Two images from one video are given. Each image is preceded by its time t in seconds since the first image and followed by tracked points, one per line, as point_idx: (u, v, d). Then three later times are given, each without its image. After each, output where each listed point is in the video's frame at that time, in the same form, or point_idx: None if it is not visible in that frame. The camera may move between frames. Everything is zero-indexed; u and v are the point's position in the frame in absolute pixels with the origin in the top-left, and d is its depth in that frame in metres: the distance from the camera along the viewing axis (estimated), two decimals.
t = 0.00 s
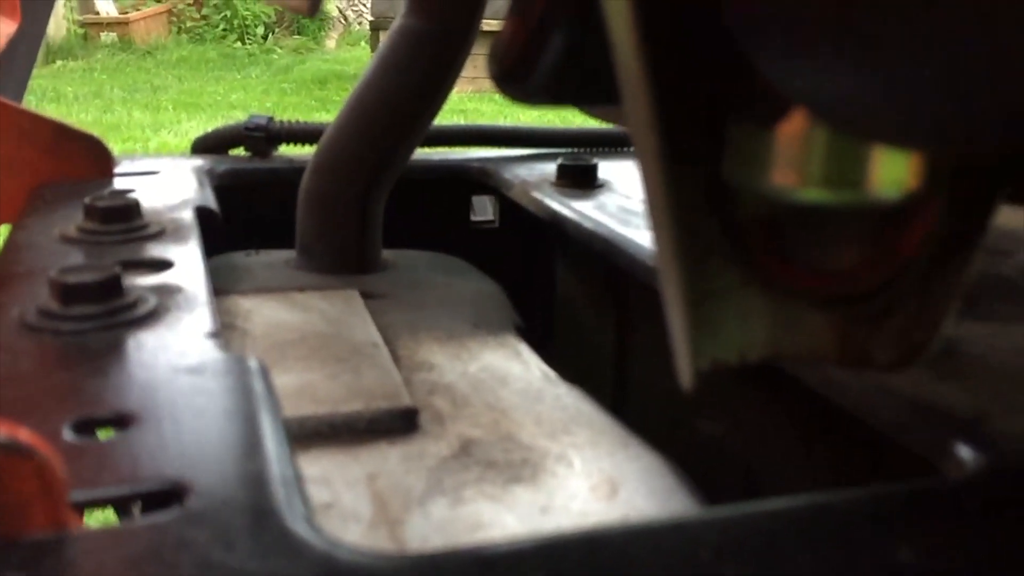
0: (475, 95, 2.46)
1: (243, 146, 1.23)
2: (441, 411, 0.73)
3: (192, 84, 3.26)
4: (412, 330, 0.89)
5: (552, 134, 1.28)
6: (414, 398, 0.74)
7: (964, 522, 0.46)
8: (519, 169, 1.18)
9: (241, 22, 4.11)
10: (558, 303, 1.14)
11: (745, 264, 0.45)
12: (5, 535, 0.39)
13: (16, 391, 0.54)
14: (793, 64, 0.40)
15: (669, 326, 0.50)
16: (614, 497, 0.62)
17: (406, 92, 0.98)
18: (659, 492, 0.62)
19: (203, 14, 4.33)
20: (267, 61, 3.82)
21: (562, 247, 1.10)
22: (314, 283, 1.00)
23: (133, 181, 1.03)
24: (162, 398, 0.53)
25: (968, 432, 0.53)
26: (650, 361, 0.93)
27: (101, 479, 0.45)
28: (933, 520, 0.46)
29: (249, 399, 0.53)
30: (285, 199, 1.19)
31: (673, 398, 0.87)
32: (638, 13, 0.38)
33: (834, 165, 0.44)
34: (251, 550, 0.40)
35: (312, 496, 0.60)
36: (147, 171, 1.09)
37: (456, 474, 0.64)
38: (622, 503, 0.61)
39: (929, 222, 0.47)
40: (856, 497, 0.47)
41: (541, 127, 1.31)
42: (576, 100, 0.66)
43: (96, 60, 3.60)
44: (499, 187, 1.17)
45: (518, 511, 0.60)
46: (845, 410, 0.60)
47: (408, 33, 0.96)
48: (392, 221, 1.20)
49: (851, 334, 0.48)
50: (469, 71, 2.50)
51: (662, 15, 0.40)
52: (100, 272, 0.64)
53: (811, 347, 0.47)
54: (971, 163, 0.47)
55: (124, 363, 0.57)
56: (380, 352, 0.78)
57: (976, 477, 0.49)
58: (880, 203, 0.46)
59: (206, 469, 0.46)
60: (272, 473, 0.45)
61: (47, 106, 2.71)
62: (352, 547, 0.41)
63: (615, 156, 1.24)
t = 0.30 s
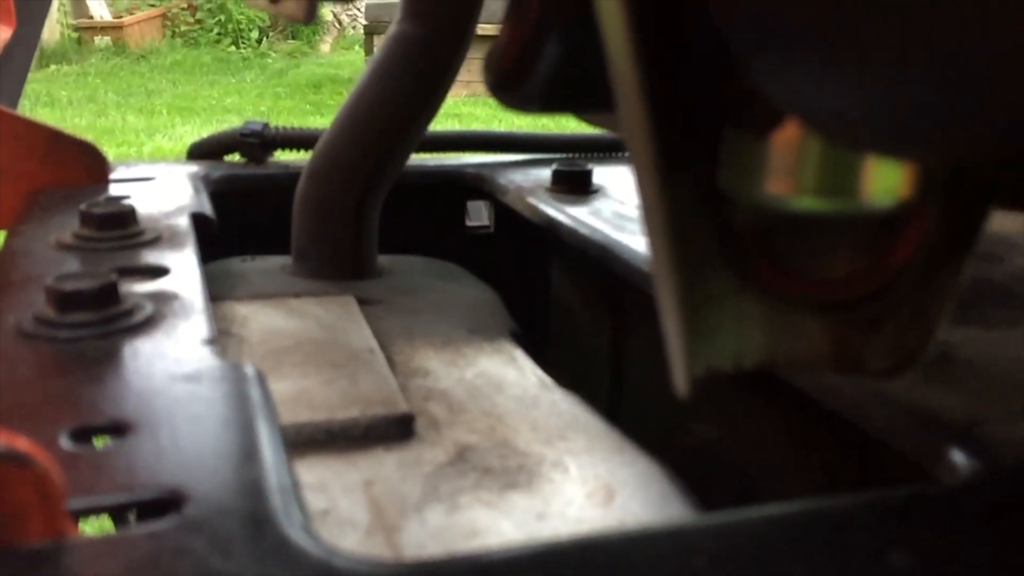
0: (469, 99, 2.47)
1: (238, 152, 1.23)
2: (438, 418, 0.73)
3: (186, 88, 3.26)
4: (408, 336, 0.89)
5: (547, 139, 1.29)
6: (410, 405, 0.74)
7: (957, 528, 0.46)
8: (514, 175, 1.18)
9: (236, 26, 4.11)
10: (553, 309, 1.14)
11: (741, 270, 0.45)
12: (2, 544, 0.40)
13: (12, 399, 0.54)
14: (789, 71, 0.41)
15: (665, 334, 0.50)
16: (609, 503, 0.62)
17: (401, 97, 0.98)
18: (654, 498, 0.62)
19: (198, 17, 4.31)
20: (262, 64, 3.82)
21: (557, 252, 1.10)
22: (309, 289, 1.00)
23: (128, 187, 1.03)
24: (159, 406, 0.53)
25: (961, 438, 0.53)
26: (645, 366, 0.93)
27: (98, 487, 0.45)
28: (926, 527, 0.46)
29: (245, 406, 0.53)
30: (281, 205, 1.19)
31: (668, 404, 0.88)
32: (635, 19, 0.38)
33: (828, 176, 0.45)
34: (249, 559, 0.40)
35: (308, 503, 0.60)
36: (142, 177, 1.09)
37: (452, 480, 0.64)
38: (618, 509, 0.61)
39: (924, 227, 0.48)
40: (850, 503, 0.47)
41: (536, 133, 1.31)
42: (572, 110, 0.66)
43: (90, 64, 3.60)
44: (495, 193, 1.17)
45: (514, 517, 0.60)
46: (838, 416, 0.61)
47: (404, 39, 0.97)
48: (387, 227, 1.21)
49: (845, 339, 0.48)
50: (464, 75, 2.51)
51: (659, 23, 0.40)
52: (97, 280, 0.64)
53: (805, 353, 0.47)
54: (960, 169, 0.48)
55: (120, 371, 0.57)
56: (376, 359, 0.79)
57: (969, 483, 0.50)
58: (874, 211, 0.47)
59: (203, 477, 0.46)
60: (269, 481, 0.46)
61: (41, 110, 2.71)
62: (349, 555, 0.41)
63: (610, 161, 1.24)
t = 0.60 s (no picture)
0: (466, 104, 2.47)
1: (235, 157, 1.23)
2: (436, 423, 0.73)
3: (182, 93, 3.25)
4: (406, 340, 0.89)
5: (543, 144, 1.29)
6: (409, 410, 0.74)
7: (954, 533, 0.46)
8: (511, 180, 1.19)
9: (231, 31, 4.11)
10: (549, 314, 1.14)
11: (737, 276, 0.45)
12: (3, 549, 0.40)
13: (12, 405, 0.54)
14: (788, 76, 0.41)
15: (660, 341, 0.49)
16: (608, 508, 0.62)
17: (398, 103, 0.98)
18: (653, 503, 0.63)
19: (193, 22, 4.31)
20: (258, 69, 3.82)
21: (554, 257, 1.10)
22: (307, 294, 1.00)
23: (126, 192, 1.03)
24: (159, 411, 0.53)
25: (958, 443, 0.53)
26: (642, 371, 0.93)
27: (98, 493, 0.45)
28: (925, 533, 0.46)
29: (245, 411, 0.53)
30: (278, 211, 1.19)
31: (666, 408, 0.88)
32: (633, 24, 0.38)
33: (826, 182, 0.46)
34: (249, 565, 0.40)
35: (308, 509, 0.60)
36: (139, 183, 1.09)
37: (451, 485, 0.64)
38: (617, 514, 0.61)
39: (923, 236, 0.48)
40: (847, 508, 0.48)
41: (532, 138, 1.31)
42: (571, 116, 0.66)
43: (86, 68, 3.59)
44: (492, 198, 1.18)
45: (513, 522, 0.60)
46: (836, 421, 0.61)
47: (402, 45, 0.97)
48: (384, 232, 1.21)
49: (844, 345, 0.47)
50: (460, 80, 2.51)
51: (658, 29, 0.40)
52: (96, 285, 0.64)
53: (802, 360, 0.47)
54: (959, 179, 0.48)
55: (119, 376, 0.57)
56: (374, 363, 0.79)
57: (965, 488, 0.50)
58: (873, 218, 0.48)
59: (202, 483, 0.46)
60: (268, 487, 0.46)
61: (36, 115, 2.70)
62: (349, 561, 0.41)
63: (607, 167, 1.24)
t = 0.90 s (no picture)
0: (462, 108, 2.47)
1: (232, 162, 1.23)
2: (436, 429, 0.73)
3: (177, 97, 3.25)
4: (404, 346, 0.89)
5: (541, 149, 1.29)
6: (408, 416, 0.74)
7: (958, 539, 0.46)
8: (509, 185, 1.19)
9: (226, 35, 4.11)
10: (547, 319, 1.14)
11: (740, 282, 0.45)
12: (5, 558, 0.39)
13: (11, 412, 0.54)
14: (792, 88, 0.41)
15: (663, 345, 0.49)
16: (609, 514, 0.62)
17: (396, 108, 0.97)
18: (654, 509, 0.62)
19: (187, 26, 4.28)
20: (253, 73, 3.82)
21: (551, 262, 1.10)
22: (305, 299, 1.00)
23: (123, 197, 1.03)
24: (159, 418, 0.53)
25: (959, 448, 0.54)
26: (641, 376, 0.93)
27: (99, 501, 0.45)
28: (928, 540, 0.46)
29: (246, 418, 0.53)
30: (276, 215, 1.19)
31: (665, 413, 0.88)
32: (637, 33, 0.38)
33: (829, 190, 0.46)
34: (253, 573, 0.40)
35: (309, 515, 0.60)
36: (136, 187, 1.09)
37: (451, 492, 0.64)
38: (618, 520, 0.61)
39: (923, 244, 0.48)
40: (850, 514, 0.48)
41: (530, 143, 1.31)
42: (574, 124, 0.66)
43: (81, 72, 3.58)
44: (490, 203, 1.18)
45: (514, 528, 0.60)
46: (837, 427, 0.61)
47: (400, 51, 0.96)
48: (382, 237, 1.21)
49: (845, 349, 0.48)
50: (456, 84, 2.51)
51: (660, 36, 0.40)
52: (95, 290, 0.64)
53: (805, 364, 0.47)
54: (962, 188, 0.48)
55: (119, 382, 0.57)
56: (374, 369, 0.78)
57: (968, 494, 0.50)
58: (876, 224, 0.48)
59: (204, 490, 0.46)
60: (270, 493, 0.46)
61: (31, 119, 2.69)
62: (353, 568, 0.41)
63: (605, 171, 1.24)
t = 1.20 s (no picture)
0: (456, 115, 2.47)
1: (228, 170, 1.23)
2: (433, 439, 0.73)
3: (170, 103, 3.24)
4: (401, 355, 0.89)
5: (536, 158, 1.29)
6: (405, 426, 0.74)
7: (958, 550, 0.46)
8: (504, 193, 1.19)
9: (220, 41, 4.10)
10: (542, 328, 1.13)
11: (738, 293, 0.44)
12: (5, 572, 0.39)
13: (8, 424, 0.53)
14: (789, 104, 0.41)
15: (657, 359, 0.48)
16: (607, 524, 0.62)
17: (393, 116, 0.97)
18: (652, 520, 0.62)
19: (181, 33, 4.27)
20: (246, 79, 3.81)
21: (547, 271, 1.10)
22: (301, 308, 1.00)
23: (118, 206, 1.02)
24: (157, 430, 0.53)
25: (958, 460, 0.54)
26: (637, 386, 0.93)
27: (98, 514, 0.45)
28: (927, 550, 0.46)
29: (243, 430, 0.53)
30: (271, 224, 1.19)
31: (661, 423, 0.88)
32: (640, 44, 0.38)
33: (829, 200, 0.44)
34: None
35: (306, 526, 0.60)
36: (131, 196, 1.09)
37: (449, 502, 0.64)
38: (616, 531, 0.61)
39: (923, 254, 0.47)
40: (849, 526, 0.48)
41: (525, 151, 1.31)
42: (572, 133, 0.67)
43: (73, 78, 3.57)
44: (486, 212, 1.18)
45: (512, 539, 0.60)
46: (835, 437, 0.61)
47: (397, 59, 0.96)
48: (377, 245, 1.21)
49: (844, 363, 0.46)
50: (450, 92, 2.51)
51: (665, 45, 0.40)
52: (92, 301, 0.64)
53: (803, 378, 0.46)
54: (960, 197, 0.48)
55: (116, 394, 0.57)
56: (371, 379, 0.78)
57: (966, 505, 0.50)
58: (875, 237, 0.46)
59: (201, 503, 0.46)
60: (268, 506, 0.45)
61: (23, 124, 2.68)
62: None
63: (601, 180, 1.24)
